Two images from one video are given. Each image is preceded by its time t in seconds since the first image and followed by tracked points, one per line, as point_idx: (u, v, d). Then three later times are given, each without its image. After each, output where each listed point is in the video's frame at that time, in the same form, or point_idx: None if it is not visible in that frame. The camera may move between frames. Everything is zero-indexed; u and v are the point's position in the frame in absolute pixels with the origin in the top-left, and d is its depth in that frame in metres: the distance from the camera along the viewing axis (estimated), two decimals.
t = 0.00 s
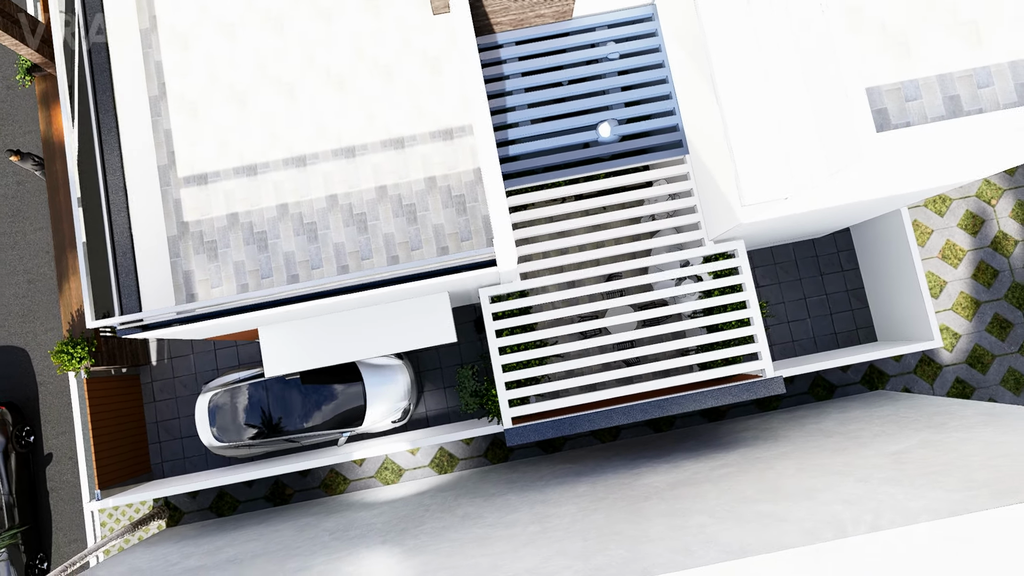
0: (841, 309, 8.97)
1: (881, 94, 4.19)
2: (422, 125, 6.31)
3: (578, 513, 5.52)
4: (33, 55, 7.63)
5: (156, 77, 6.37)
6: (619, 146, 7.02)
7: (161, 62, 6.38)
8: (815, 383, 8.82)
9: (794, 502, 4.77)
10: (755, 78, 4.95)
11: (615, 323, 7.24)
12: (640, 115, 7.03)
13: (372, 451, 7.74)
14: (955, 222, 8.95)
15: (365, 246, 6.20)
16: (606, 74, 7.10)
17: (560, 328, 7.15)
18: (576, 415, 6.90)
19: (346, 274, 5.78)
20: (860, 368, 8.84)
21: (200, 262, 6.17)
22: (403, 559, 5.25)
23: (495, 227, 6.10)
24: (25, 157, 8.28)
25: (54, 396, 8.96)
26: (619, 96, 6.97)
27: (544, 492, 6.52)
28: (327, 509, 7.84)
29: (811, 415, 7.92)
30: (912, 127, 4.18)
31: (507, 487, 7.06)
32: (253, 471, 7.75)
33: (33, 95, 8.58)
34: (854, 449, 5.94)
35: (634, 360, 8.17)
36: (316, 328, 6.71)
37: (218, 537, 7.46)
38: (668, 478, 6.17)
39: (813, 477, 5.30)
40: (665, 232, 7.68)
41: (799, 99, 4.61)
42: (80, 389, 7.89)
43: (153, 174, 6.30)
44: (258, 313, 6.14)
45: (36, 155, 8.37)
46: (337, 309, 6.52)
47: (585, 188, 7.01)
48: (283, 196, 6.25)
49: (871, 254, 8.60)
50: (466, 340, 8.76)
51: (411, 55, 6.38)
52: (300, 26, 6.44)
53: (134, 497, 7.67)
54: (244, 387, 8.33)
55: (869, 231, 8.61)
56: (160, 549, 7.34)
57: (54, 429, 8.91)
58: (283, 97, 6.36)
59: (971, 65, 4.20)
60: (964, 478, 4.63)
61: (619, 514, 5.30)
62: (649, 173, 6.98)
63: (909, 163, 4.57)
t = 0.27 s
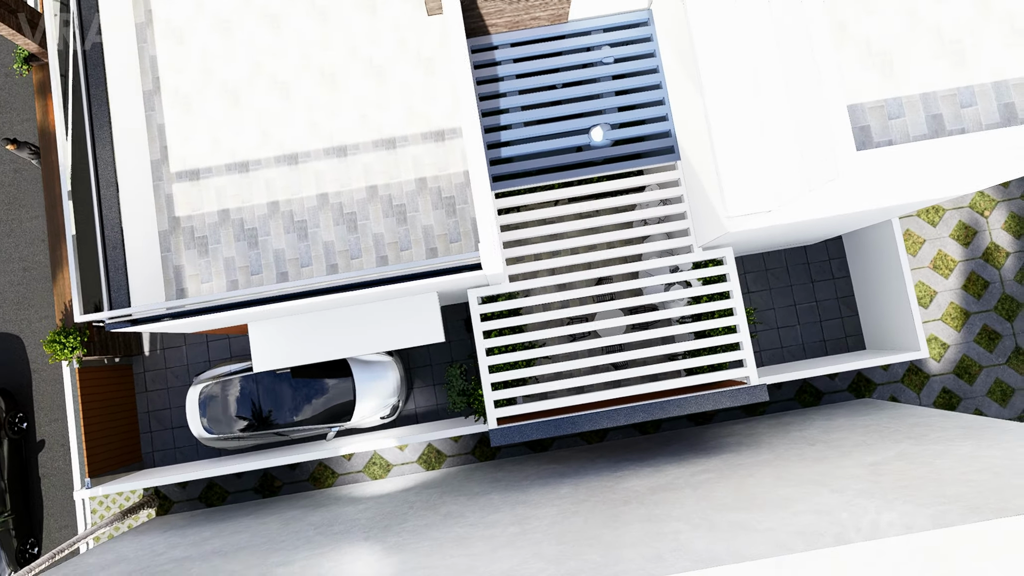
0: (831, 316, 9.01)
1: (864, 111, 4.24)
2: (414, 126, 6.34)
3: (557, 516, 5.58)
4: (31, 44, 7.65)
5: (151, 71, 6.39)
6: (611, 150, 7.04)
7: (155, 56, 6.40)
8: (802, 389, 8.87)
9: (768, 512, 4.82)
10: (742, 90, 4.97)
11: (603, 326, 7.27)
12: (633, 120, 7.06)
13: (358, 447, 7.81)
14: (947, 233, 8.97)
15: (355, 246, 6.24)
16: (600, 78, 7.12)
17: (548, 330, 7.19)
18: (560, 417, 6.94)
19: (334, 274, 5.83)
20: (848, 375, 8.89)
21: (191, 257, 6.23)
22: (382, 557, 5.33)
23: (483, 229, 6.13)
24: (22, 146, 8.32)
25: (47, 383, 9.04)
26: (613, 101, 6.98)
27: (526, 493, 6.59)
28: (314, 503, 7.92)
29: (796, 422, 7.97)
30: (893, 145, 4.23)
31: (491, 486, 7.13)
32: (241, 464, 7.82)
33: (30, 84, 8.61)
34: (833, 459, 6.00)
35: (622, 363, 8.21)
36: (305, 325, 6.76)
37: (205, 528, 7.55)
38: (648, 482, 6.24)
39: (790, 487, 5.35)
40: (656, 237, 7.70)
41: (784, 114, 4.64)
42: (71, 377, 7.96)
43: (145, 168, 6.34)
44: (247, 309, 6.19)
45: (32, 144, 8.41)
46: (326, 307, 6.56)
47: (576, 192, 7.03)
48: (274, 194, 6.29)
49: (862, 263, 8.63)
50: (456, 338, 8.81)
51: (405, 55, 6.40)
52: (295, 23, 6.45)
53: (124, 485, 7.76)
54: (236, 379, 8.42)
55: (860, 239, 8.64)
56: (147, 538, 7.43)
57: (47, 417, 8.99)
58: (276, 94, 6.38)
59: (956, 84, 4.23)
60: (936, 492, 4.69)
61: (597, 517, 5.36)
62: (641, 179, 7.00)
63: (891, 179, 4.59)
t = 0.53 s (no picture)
0: (819, 325, 9.05)
1: (845, 131, 4.25)
2: (405, 129, 6.38)
3: (536, 519, 5.65)
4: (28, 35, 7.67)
5: (145, 67, 6.42)
6: (602, 156, 7.07)
7: (149, 52, 6.43)
8: (789, 396, 8.92)
9: (741, 522, 4.89)
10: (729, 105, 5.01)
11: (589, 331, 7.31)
12: (625, 126, 7.09)
13: (345, 444, 7.88)
14: (938, 244, 8.99)
15: (344, 246, 6.29)
16: (594, 84, 7.14)
17: (534, 334, 7.24)
18: (542, 420, 7.00)
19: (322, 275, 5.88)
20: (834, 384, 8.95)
21: (181, 254, 6.28)
22: (361, 556, 5.41)
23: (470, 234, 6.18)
24: (17, 136, 8.35)
25: (40, 371, 9.11)
26: (604, 107, 7.00)
27: (508, 494, 6.67)
28: (301, 497, 8.00)
29: (781, 429, 8.03)
30: (873, 165, 4.25)
31: (474, 486, 7.21)
32: (228, 457, 7.90)
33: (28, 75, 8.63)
34: (811, 469, 6.06)
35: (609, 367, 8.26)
36: (294, 323, 6.81)
37: (192, 520, 7.64)
38: (628, 487, 6.31)
39: (765, 497, 5.42)
40: (645, 243, 7.72)
41: (766, 130, 4.68)
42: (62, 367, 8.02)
43: (138, 164, 6.39)
44: (235, 307, 6.25)
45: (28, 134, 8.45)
46: (315, 306, 6.61)
47: (566, 197, 7.07)
48: (264, 193, 6.34)
49: (851, 273, 8.67)
50: (446, 337, 8.86)
51: (398, 57, 6.43)
52: (289, 22, 6.47)
53: (113, 476, 7.85)
54: (228, 373, 8.51)
55: (851, 250, 8.68)
56: (135, 528, 7.53)
57: (40, 405, 9.08)
58: (269, 93, 6.41)
59: (937, 106, 4.26)
60: (907, 507, 4.75)
61: (575, 523, 5.43)
62: (631, 186, 7.03)
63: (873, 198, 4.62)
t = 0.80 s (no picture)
0: (808, 333, 9.10)
1: (827, 151, 4.30)
2: (397, 132, 6.41)
3: (516, 523, 5.73)
4: (26, 27, 7.70)
5: (140, 64, 6.46)
6: (593, 162, 7.09)
7: (145, 49, 6.46)
8: (776, 404, 8.99)
9: (716, 533, 4.97)
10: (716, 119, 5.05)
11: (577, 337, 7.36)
12: (618, 133, 7.09)
13: (333, 441, 7.96)
14: (929, 256, 9.01)
15: (334, 248, 6.34)
16: (588, 90, 7.14)
17: (522, 338, 7.28)
18: (527, 424, 7.06)
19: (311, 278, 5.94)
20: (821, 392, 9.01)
21: (172, 251, 6.34)
22: (343, 555, 5.50)
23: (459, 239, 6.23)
24: (15, 127, 8.40)
25: (34, 360, 9.18)
26: (597, 113, 7.01)
27: (492, 496, 6.75)
28: (289, 492, 8.10)
29: (765, 437, 8.11)
30: (854, 186, 4.30)
31: (459, 486, 7.29)
32: (216, 452, 7.98)
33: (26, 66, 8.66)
34: (791, 480, 6.13)
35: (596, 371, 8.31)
36: (283, 322, 6.86)
37: (180, 512, 7.74)
38: (610, 493, 6.38)
39: (742, 507, 5.50)
40: (636, 249, 7.76)
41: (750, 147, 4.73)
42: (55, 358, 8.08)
43: (131, 161, 6.43)
44: (224, 306, 6.31)
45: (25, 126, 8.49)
46: (304, 306, 6.67)
47: (557, 202, 7.08)
48: (256, 193, 6.38)
49: (841, 283, 8.71)
50: (437, 336, 8.93)
51: (391, 60, 6.45)
52: (284, 23, 6.49)
53: (104, 466, 7.94)
54: (220, 366, 8.63)
55: (842, 260, 8.71)
56: (124, 519, 7.63)
57: (33, 394, 9.16)
58: (263, 92, 6.44)
59: (920, 129, 4.29)
60: (879, 523, 4.82)
61: (554, 528, 5.51)
62: (622, 193, 7.06)
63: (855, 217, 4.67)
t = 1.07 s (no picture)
0: (798, 342, 9.16)
1: (812, 171, 4.36)
2: (392, 135, 6.45)
3: (499, 527, 5.81)
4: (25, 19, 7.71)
5: (137, 61, 6.49)
6: (587, 169, 7.12)
7: (142, 46, 6.49)
8: (763, 411, 9.06)
9: (693, 543, 5.07)
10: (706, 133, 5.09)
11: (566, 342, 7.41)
12: (612, 141, 7.10)
13: (323, 438, 8.03)
14: (921, 268, 9.04)
15: (326, 249, 6.39)
16: (583, 97, 7.13)
17: (512, 342, 7.33)
18: (514, 427, 7.12)
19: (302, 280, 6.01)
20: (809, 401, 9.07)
21: (166, 249, 6.40)
22: (327, 555, 5.58)
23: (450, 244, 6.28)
24: (13, 117, 8.44)
25: (29, 350, 9.24)
26: (592, 120, 7.03)
27: (477, 498, 6.83)
28: (278, 487, 8.18)
29: (751, 444, 8.18)
30: (837, 207, 4.37)
31: (446, 487, 7.38)
32: (206, 446, 8.05)
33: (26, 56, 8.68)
34: (772, 490, 6.21)
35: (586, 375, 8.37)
36: (274, 321, 6.92)
37: (171, 504, 7.84)
38: (593, 498, 6.46)
39: (722, 517, 5.58)
40: (627, 256, 7.79)
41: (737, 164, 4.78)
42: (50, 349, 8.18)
43: (127, 158, 6.47)
44: (216, 304, 6.36)
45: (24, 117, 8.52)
46: (295, 305, 6.73)
47: (549, 209, 7.10)
48: (250, 193, 6.43)
49: (833, 293, 8.75)
50: (430, 336, 9.00)
51: (387, 63, 6.48)
52: (281, 23, 6.51)
53: (96, 458, 8.03)
54: (213, 361, 8.74)
55: (834, 270, 8.74)
56: (115, 510, 7.72)
57: (28, 383, 9.23)
58: (259, 93, 6.47)
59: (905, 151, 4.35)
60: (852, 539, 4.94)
61: (535, 533, 5.59)
62: (614, 201, 7.09)
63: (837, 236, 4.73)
